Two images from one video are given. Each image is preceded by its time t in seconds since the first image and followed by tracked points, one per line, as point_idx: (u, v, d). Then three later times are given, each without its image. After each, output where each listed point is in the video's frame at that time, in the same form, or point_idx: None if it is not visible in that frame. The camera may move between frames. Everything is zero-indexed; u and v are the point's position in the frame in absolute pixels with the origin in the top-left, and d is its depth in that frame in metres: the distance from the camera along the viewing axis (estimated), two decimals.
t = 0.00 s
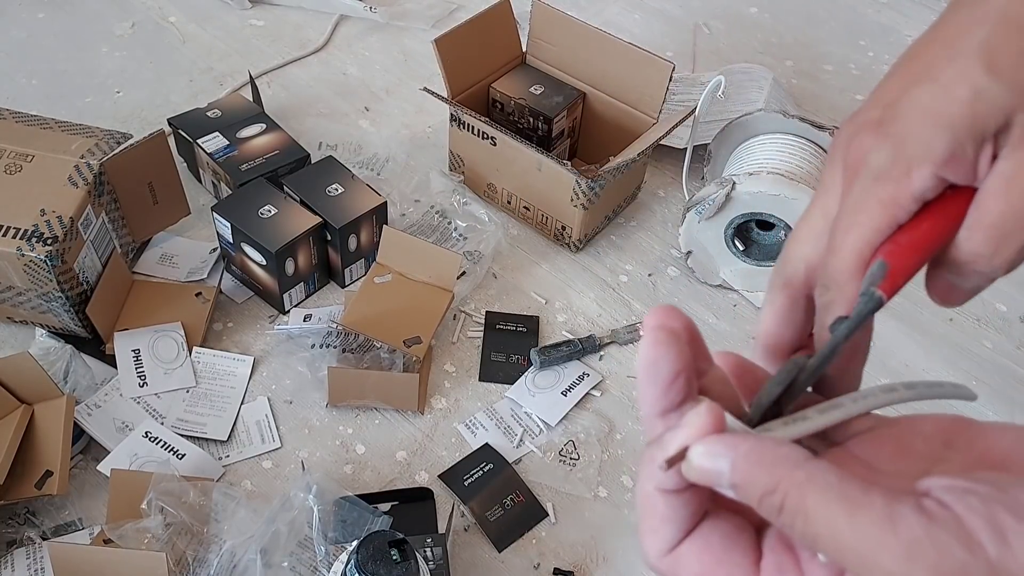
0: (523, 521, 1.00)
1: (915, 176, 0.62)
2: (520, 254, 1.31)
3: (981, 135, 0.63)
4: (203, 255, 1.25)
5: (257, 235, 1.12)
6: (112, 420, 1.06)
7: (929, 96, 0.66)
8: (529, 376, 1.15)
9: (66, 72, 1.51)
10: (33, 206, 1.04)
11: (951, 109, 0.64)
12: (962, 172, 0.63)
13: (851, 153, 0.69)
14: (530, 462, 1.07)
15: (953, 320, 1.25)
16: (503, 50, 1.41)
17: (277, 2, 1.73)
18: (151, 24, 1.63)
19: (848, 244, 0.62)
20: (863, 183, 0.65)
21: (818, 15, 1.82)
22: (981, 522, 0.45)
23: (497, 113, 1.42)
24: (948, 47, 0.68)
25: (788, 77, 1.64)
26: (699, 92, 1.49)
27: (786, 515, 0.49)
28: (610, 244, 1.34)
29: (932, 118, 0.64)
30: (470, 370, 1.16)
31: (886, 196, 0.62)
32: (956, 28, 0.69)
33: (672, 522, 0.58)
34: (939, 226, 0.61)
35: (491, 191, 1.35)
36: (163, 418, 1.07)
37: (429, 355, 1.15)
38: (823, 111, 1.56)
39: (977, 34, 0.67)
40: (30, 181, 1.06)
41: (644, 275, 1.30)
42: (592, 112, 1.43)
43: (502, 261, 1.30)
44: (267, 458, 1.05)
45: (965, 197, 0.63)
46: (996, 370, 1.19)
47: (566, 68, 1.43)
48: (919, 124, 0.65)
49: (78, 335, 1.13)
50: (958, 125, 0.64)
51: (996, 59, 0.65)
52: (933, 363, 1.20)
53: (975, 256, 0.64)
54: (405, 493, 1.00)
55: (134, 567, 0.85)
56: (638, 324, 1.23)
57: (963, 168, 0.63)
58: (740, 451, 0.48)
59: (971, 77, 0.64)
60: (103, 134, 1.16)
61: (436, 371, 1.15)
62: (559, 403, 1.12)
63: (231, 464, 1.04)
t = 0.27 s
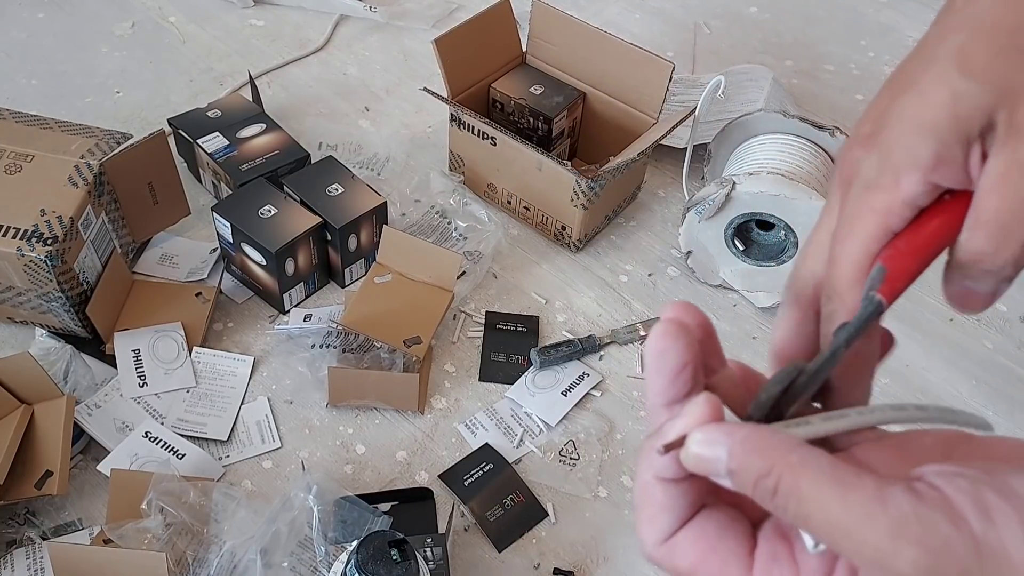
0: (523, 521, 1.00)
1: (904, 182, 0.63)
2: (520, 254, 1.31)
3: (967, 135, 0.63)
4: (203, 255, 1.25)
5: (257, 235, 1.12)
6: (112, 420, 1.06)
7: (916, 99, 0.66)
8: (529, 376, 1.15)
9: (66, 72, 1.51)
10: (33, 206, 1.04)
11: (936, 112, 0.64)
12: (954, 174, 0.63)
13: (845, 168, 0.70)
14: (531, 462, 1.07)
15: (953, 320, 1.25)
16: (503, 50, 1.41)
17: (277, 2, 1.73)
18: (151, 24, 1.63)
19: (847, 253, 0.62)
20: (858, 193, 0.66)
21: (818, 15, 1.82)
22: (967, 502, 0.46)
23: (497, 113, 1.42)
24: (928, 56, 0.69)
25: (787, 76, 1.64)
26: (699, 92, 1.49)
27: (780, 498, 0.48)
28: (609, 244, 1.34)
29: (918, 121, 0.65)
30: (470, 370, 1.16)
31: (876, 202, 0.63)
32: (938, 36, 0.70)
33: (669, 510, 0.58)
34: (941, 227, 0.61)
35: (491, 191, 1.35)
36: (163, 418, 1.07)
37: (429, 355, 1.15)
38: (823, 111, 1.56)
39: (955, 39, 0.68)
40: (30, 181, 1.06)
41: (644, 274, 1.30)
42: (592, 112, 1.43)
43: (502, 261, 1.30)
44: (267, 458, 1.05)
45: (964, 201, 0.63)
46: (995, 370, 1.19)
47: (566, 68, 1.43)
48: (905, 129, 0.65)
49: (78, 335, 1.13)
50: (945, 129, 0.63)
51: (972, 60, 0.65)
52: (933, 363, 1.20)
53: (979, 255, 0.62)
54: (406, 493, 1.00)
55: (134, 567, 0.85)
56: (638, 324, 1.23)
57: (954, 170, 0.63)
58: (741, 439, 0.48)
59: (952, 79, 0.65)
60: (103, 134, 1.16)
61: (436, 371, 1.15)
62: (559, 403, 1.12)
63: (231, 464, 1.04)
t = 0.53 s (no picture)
0: (523, 522, 1.00)
1: (900, 185, 0.63)
2: (520, 254, 1.31)
3: (958, 133, 0.63)
4: (203, 255, 1.25)
5: (257, 235, 1.12)
6: (112, 420, 1.06)
7: (907, 97, 0.65)
8: (529, 376, 1.15)
9: (66, 72, 1.51)
10: (33, 206, 1.04)
11: (927, 112, 0.64)
12: (947, 172, 0.63)
13: (841, 171, 0.70)
14: (531, 463, 1.07)
15: (953, 320, 1.25)
16: (503, 50, 1.41)
17: (277, 2, 1.73)
18: (151, 24, 1.63)
19: (845, 254, 0.62)
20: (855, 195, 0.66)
21: (818, 15, 1.82)
22: (961, 498, 0.46)
23: (497, 113, 1.42)
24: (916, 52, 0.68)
25: (788, 77, 1.64)
26: (699, 92, 1.49)
27: (782, 498, 0.48)
28: (610, 245, 1.34)
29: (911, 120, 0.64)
30: (470, 370, 1.16)
31: (873, 207, 0.63)
32: (930, 32, 0.69)
33: (678, 513, 0.58)
34: (940, 225, 0.60)
35: (491, 191, 1.35)
36: (163, 418, 1.07)
37: (429, 355, 1.15)
38: (823, 111, 1.56)
39: (944, 36, 0.67)
40: (30, 181, 1.06)
41: (644, 275, 1.30)
42: (592, 112, 1.43)
43: (502, 261, 1.30)
44: (267, 458, 1.05)
45: (959, 200, 0.62)
46: (995, 371, 1.19)
47: (566, 68, 1.43)
48: (898, 130, 0.65)
49: (78, 335, 1.13)
50: (936, 127, 0.63)
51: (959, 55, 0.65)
52: (933, 363, 1.20)
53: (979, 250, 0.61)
54: (405, 493, 1.00)
55: (134, 567, 0.85)
56: (638, 324, 1.23)
57: (946, 169, 0.63)
58: (744, 439, 0.48)
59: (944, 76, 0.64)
60: (103, 134, 1.16)
61: (436, 371, 1.15)
62: (559, 403, 1.12)
63: (231, 464, 1.04)
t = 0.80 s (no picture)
0: (523, 521, 1.00)
1: (902, 203, 0.63)
2: (520, 254, 1.31)
3: (963, 159, 0.64)
4: (203, 255, 1.25)
5: (257, 235, 1.12)
6: (112, 420, 1.06)
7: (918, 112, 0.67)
8: (529, 376, 1.15)
9: (66, 72, 1.51)
10: (33, 206, 1.04)
11: (937, 133, 0.65)
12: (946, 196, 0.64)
13: (835, 179, 0.69)
14: (531, 463, 1.07)
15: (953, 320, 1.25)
16: (503, 50, 1.41)
17: (277, 2, 1.73)
18: (151, 24, 1.63)
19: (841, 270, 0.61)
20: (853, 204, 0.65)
21: (818, 15, 1.82)
22: (968, 552, 0.46)
23: (497, 113, 1.42)
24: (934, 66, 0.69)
25: (788, 78, 1.64)
26: (699, 92, 1.49)
27: (790, 550, 0.49)
28: (610, 244, 1.34)
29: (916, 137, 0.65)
30: (470, 370, 1.16)
31: (872, 219, 0.62)
32: (937, 46, 0.69)
33: (681, 564, 0.58)
34: (927, 246, 0.60)
35: (491, 191, 1.35)
36: (163, 418, 1.07)
37: (429, 355, 1.15)
38: (823, 112, 1.56)
39: (957, 56, 0.68)
40: (30, 181, 1.06)
41: (644, 275, 1.30)
42: (592, 112, 1.43)
43: (502, 261, 1.30)
44: (267, 458, 1.05)
45: (952, 220, 0.62)
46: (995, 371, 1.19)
47: (566, 68, 1.43)
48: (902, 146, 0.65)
49: (78, 335, 1.13)
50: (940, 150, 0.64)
51: (974, 83, 0.66)
52: (934, 363, 1.20)
53: (962, 272, 0.60)
54: (405, 493, 1.00)
55: (134, 567, 0.85)
56: (638, 324, 1.23)
57: (947, 193, 0.64)
58: (744, 491, 0.49)
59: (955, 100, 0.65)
60: (103, 134, 1.16)
61: (436, 371, 1.15)
62: (559, 403, 1.12)
63: (231, 464, 1.04)
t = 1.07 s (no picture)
0: (523, 522, 1.00)
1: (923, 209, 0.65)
2: (520, 254, 1.31)
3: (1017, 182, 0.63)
4: (203, 255, 1.25)
5: (257, 235, 1.12)
6: (112, 420, 1.06)
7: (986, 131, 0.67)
8: (529, 376, 1.15)
9: (66, 72, 1.51)
10: (33, 205, 1.04)
11: (997, 155, 0.64)
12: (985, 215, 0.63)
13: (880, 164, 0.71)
14: (531, 463, 1.06)
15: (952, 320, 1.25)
16: (503, 50, 1.41)
17: (277, 2, 1.73)
18: (151, 24, 1.63)
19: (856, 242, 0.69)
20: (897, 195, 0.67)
21: (818, 15, 1.82)
22: None
23: (497, 113, 1.42)
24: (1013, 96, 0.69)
25: (788, 79, 1.64)
26: (699, 92, 1.49)
27: None
28: (610, 245, 1.34)
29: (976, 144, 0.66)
30: (470, 370, 1.16)
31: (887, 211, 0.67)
32: None
33: None
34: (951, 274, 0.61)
35: (491, 191, 1.35)
36: (163, 418, 1.07)
37: (429, 355, 1.15)
38: (823, 112, 1.56)
39: None
40: (30, 181, 1.06)
41: (644, 275, 1.30)
42: (592, 112, 1.43)
43: (502, 261, 1.30)
44: (267, 458, 1.05)
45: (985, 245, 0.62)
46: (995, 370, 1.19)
47: (566, 68, 1.43)
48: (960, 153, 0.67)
49: (78, 335, 1.13)
50: (996, 172, 0.64)
51: None
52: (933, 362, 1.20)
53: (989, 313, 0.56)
54: (405, 493, 1.00)
55: (134, 567, 0.85)
56: (638, 324, 1.23)
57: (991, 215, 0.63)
58: None
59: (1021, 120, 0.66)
60: (103, 134, 1.16)
61: (436, 371, 1.15)
62: (559, 403, 1.12)
63: (231, 464, 1.04)
